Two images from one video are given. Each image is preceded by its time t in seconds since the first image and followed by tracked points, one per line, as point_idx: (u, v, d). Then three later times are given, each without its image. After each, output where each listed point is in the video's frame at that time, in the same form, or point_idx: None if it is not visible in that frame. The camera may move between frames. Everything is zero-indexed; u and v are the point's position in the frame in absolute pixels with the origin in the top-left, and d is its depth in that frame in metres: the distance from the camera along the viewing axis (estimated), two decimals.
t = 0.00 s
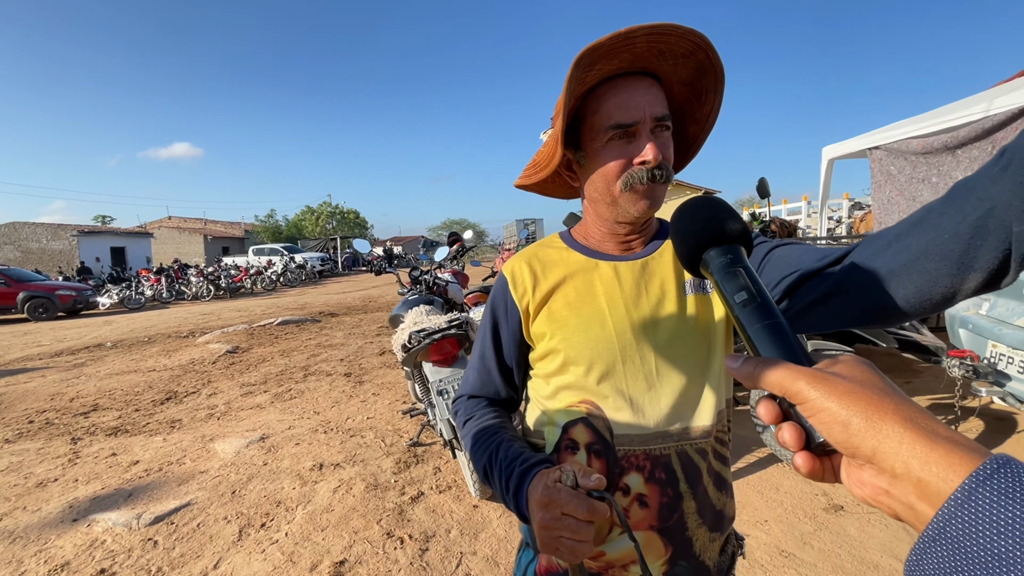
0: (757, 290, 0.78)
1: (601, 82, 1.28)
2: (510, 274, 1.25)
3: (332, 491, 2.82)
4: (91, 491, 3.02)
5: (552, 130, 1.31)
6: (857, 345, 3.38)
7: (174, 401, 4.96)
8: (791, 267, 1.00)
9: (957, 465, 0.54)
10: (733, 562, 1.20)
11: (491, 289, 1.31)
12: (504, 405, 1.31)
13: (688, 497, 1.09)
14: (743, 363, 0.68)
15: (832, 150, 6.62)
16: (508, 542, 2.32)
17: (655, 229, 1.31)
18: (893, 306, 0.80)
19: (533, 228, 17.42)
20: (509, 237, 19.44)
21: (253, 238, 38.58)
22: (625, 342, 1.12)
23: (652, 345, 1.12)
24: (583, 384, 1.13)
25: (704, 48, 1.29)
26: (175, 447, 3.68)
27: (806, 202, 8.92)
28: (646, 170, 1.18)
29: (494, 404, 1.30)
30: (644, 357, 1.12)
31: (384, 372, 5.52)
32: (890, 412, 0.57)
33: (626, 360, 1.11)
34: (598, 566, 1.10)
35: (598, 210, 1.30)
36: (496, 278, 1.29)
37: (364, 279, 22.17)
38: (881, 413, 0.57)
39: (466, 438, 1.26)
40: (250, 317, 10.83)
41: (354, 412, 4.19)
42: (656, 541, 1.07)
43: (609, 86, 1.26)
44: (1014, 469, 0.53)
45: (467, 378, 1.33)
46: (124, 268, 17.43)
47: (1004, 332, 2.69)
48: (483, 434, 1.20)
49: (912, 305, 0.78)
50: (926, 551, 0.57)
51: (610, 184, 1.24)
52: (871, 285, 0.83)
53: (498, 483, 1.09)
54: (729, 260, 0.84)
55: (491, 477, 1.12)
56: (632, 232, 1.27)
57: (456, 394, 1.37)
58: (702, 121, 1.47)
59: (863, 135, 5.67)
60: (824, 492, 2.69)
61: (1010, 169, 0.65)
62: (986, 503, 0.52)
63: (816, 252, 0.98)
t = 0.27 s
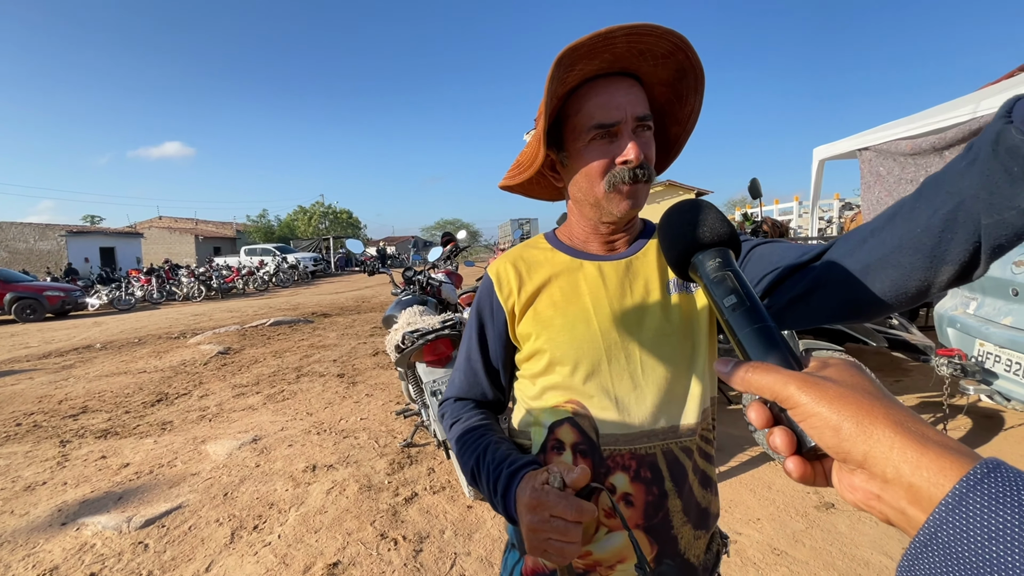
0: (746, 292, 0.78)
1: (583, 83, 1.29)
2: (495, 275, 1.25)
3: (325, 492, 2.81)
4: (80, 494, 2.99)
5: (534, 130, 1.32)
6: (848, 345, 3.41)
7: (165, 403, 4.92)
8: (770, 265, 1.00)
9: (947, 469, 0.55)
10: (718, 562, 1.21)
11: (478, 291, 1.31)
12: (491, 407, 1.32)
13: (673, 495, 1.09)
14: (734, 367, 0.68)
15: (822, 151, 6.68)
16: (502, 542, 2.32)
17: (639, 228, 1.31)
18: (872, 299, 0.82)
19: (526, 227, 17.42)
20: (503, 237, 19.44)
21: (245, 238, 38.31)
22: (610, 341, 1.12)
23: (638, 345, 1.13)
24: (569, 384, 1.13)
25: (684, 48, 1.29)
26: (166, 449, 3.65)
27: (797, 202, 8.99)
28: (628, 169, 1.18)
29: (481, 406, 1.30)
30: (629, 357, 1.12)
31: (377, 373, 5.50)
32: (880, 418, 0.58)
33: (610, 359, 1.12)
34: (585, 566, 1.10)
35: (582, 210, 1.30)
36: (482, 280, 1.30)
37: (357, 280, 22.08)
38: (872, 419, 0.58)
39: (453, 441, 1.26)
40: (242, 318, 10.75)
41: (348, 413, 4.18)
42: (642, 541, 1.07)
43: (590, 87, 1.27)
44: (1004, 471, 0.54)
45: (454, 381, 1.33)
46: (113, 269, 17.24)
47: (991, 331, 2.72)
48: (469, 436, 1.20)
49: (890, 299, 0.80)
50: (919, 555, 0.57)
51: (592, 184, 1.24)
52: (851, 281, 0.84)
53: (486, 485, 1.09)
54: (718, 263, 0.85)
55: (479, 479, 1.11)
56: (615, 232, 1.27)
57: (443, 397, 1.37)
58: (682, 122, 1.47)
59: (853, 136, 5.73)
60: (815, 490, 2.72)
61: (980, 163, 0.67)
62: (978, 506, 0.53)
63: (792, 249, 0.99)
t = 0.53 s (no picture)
0: (736, 292, 0.79)
1: (567, 82, 1.30)
2: (482, 275, 1.25)
3: (318, 493, 2.80)
4: (69, 497, 2.96)
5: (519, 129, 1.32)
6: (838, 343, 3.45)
7: (155, 404, 4.88)
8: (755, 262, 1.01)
9: (934, 467, 0.56)
10: (703, 561, 1.21)
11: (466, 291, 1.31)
12: (480, 406, 1.31)
13: (656, 492, 1.09)
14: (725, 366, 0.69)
15: (813, 151, 6.74)
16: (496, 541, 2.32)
17: (626, 227, 1.31)
18: (854, 292, 0.83)
19: (520, 226, 17.43)
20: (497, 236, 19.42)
21: (237, 238, 38.02)
22: (595, 340, 1.13)
23: (623, 343, 1.13)
24: (555, 382, 1.13)
25: (668, 48, 1.29)
26: (157, 451, 3.61)
27: (788, 202, 9.05)
28: (612, 167, 1.18)
29: (469, 405, 1.30)
30: (614, 355, 1.13)
31: (370, 373, 5.48)
32: (868, 417, 0.59)
33: (595, 357, 1.12)
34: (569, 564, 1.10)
35: (567, 208, 1.30)
36: (470, 279, 1.30)
37: (350, 279, 21.99)
38: (860, 417, 0.59)
39: (441, 441, 1.26)
40: (233, 318, 10.67)
41: (341, 413, 4.16)
42: (625, 538, 1.08)
43: (574, 86, 1.28)
44: (992, 469, 0.54)
45: (443, 380, 1.33)
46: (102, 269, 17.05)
47: (978, 329, 2.75)
48: (457, 436, 1.20)
49: (871, 291, 0.81)
50: (907, 553, 0.57)
51: (577, 182, 1.24)
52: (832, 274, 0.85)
53: (471, 485, 1.09)
54: (709, 263, 0.85)
55: (465, 479, 1.12)
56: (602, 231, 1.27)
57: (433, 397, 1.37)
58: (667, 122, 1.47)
59: (843, 136, 5.78)
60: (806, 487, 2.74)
61: (955, 155, 0.67)
62: (965, 503, 0.53)
63: (776, 245, 0.99)
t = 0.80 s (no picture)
0: (709, 279, 0.79)
1: (551, 76, 1.30)
2: (468, 273, 1.26)
3: (311, 493, 2.78)
4: (58, 499, 2.92)
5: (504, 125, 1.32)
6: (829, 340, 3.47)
7: (146, 404, 4.83)
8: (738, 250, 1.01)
9: (886, 431, 0.57)
10: (690, 558, 1.21)
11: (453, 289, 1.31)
12: (469, 405, 1.31)
13: (641, 489, 1.09)
14: (697, 349, 0.69)
15: (805, 151, 6.79)
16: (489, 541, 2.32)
17: (613, 223, 1.31)
18: (833, 279, 0.83)
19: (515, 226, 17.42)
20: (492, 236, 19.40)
21: (229, 237, 37.73)
22: (579, 336, 1.12)
23: (607, 339, 1.13)
24: (540, 380, 1.13)
25: (650, 44, 1.29)
26: (147, 452, 3.58)
27: (782, 202, 9.10)
28: (596, 162, 1.18)
29: (458, 404, 1.30)
30: (598, 351, 1.12)
31: (364, 372, 5.46)
32: (829, 389, 0.59)
33: (579, 354, 1.12)
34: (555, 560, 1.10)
35: (553, 205, 1.30)
36: (458, 278, 1.30)
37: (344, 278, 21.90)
38: (821, 389, 0.59)
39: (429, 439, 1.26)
40: (225, 317, 10.58)
41: (333, 413, 4.14)
42: (609, 535, 1.08)
43: (558, 81, 1.28)
44: (938, 431, 0.55)
45: (432, 379, 1.33)
46: (92, 269, 16.86)
47: (967, 327, 2.78)
48: (443, 436, 1.19)
49: (851, 278, 0.81)
50: (865, 516, 0.58)
51: (561, 178, 1.24)
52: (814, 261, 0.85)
53: (457, 484, 1.09)
54: (682, 254, 0.86)
55: (452, 477, 1.11)
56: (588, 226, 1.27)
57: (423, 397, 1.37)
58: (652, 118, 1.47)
59: (835, 136, 5.81)
60: (797, 484, 2.76)
61: (938, 140, 0.66)
62: (916, 465, 0.55)
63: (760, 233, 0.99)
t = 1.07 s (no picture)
0: (687, 279, 0.79)
1: (538, 73, 1.30)
2: (460, 273, 1.26)
3: (305, 493, 2.77)
4: (50, 500, 2.90)
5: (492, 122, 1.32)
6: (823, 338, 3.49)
7: (140, 404, 4.80)
8: (728, 243, 1.01)
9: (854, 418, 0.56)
10: (684, 558, 1.21)
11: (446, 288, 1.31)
12: (462, 404, 1.31)
13: (631, 487, 1.09)
14: (678, 348, 0.69)
15: (800, 150, 6.82)
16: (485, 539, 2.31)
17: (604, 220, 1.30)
18: (822, 269, 0.83)
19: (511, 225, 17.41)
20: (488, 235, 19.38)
21: (223, 236, 37.52)
22: (567, 334, 1.12)
23: (597, 337, 1.12)
24: (529, 378, 1.13)
25: (636, 39, 1.29)
26: (141, 452, 3.55)
27: (777, 201, 9.14)
28: (584, 157, 1.17)
29: (450, 403, 1.30)
30: (587, 349, 1.11)
31: (359, 372, 5.44)
32: (800, 380, 0.59)
33: (568, 351, 1.11)
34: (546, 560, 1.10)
35: (543, 202, 1.29)
36: (451, 277, 1.30)
37: (339, 277, 21.83)
38: (793, 382, 0.58)
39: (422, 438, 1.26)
40: (220, 317, 10.52)
41: (329, 412, 4.12)
42: (600, 533, 1.08)
43: (545, 77, 1.28)
44: (900, 417, 0.55)
45: (426, 378, 1.33)
46: (85, 268, 16.73)
47: (960, 325, 2.80)
48: (435, 435, 1.19)
49: (838, 269, 0.81)
50: (837, 502, 0.58)
51: (551, 174, 1.23)
52: (803, 253, 0.85)
53: (448, 482, 1.09)
54: (662, 253, 0.86)
55: (443, 475, 1.11)
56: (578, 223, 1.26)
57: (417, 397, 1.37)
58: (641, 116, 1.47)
59: (829, 135, 5.84)
60: (792, 482, 2.77)
61: (932, 129, 0.65)
62: (879, 452, 0.54)
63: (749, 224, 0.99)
